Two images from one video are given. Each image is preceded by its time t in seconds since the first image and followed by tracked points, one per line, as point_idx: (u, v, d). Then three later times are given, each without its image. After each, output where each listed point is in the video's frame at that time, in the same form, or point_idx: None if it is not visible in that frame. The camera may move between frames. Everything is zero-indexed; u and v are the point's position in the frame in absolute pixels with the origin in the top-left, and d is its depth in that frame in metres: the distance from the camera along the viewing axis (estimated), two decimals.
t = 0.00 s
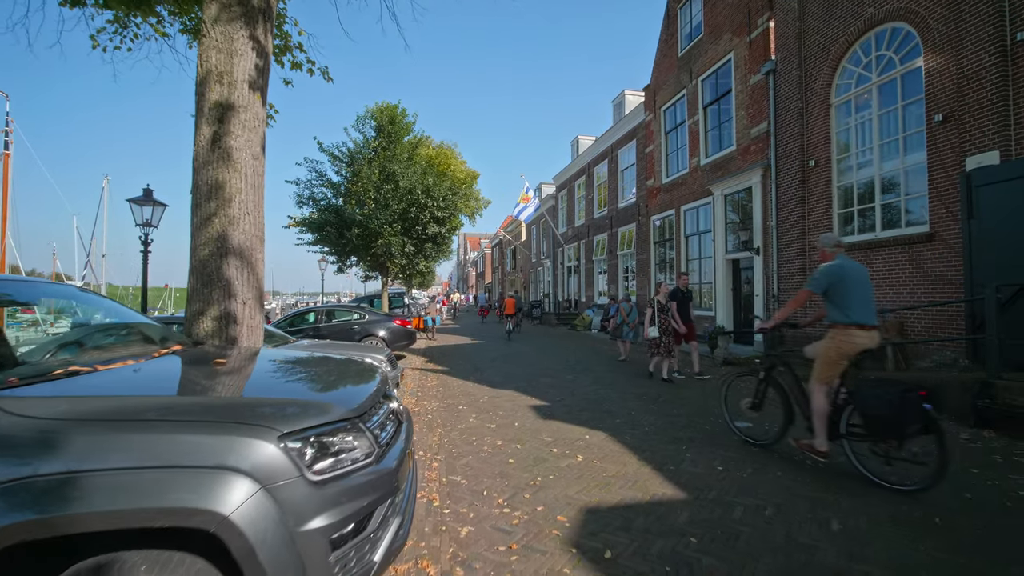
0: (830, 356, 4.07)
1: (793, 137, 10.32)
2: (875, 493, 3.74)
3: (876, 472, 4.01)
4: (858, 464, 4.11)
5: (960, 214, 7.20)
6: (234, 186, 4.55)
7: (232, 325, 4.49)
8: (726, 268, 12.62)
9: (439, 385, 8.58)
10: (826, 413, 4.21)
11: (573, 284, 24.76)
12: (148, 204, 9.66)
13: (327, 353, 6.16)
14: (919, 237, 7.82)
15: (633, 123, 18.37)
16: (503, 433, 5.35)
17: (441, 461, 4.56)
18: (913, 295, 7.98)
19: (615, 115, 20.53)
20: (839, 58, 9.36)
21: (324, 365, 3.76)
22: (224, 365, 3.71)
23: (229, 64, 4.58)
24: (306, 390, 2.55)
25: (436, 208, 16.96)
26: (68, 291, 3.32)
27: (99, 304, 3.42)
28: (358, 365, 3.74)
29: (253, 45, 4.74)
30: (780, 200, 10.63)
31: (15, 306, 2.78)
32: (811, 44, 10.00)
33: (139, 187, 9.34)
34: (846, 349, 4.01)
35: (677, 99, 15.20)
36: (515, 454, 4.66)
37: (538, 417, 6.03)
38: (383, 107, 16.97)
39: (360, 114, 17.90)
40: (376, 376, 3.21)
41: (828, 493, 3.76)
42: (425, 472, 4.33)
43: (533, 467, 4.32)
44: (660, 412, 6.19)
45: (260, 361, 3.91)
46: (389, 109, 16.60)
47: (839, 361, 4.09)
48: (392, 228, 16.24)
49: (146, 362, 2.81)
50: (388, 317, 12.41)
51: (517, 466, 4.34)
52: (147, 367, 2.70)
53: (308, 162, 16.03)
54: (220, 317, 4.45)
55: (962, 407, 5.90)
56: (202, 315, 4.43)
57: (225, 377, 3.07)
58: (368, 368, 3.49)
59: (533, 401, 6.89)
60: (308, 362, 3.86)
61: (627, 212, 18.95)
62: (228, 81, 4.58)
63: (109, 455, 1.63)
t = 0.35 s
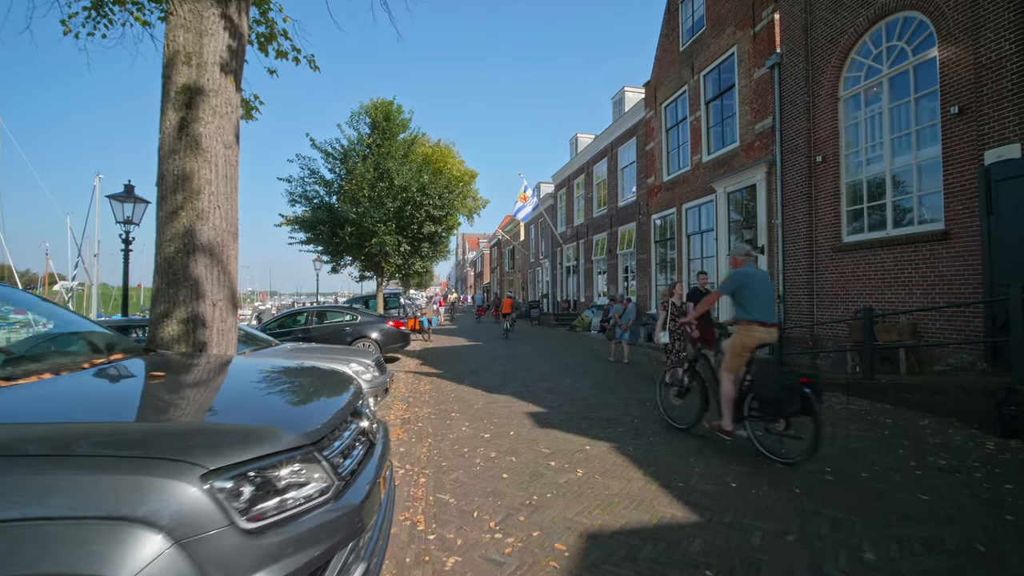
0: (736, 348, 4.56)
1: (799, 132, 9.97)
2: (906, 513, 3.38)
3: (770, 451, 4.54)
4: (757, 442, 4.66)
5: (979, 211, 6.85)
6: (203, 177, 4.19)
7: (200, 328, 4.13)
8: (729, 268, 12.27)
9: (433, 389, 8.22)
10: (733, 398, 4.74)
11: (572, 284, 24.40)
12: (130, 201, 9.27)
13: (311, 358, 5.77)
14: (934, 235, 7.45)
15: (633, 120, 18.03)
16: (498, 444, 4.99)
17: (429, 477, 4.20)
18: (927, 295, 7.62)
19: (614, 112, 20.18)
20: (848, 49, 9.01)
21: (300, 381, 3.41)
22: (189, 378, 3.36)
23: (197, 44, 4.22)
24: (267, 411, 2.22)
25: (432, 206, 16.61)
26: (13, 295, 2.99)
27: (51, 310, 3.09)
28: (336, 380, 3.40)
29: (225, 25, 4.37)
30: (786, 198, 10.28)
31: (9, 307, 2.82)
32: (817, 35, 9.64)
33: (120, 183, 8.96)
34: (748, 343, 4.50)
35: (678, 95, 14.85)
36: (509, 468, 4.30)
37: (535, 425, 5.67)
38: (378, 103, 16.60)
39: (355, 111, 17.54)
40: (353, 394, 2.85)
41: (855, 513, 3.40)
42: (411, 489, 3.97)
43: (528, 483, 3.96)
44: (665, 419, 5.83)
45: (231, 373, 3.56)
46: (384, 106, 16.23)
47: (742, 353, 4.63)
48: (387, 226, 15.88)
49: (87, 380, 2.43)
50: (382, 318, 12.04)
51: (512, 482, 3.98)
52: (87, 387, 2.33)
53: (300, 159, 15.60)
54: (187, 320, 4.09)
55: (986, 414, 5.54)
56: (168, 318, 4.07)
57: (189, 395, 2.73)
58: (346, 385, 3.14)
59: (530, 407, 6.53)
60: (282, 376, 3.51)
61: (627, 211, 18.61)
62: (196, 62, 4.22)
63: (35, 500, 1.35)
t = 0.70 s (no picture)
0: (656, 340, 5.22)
1: (806, 126, 9.60)
2: (948, 544, 3.00)
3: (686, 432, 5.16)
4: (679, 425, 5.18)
5: (1000, 208, 6.49)
6: (162, 167, 3.80)
7: (159, 334, 3.73)
8: (732, 268, 11.88)
9: (423, 395, 7.82)
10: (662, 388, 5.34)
11: (570, 284, 24.01)
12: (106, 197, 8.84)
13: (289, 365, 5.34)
14: (950, 234, 7.09)
15: (632, 117, 17.65)
16: (490, 459, 4.59)
17: (413, 498, 3.80)
18: (943, 297, 7.26)
19: (613, 109, 19.78)
20: (857, 39, 8.65)
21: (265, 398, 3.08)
22: (140, 396, 2.98)
23: (157, 20, 3.83)
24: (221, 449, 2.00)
25: (426, 204, 16.22)
26: None
27: None
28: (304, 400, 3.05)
29: None
30: (791, 195, 9.91)
31: None
32: (825, 26, 9.27)
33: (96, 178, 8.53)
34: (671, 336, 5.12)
35: (678, 90, 14.48)
36: (502, 488, 3.90)
37: (530, 437, 5.27)
38: (371, 98, 16.18)
39: (347, 106, 17.12)
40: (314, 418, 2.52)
41: (888, 543, 3.02)
42: (391, 514, 3.57)
43: (522, 506, 3.56)
44: (670, 430, 5.44)
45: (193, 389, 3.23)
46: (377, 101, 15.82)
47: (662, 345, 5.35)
48: (379, 225, 15.47)
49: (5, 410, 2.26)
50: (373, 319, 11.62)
51: (503, 506, 3.58)
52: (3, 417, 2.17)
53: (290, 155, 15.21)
54: (144, 325, 3.69)
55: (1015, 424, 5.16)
56: (122, 323, 3.68)
57: (139, 434, 2.39)
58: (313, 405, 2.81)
59: (526, 416, 6.14)
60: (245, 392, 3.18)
61: (625, 209, 18.23)
62: (155, 41, 3.83)
63: None
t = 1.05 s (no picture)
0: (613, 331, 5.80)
1: (815, 119, 9.27)
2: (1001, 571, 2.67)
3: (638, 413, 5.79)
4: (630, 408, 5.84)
5: None
6: (127, 151, 3.45)
7: (122, 335, 3.39)
8: (737, 266, 11.56)
9: (418, 399, 7.48)
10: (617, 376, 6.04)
11: (569, 283, 23.66)
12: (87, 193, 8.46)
13: (273, 366, 5.00)
14: (972, 229, 6.79)
15: (633, 113, 17.31)
16: (487, 470, 4.25)
17: (403, 515, 3.45)
18: (964, 295, 6.96)
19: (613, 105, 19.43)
20: (869, 28, 8.32)
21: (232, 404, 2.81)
22: (98, 407, 2.63)
23: None
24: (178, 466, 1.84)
25: (423, 201, 15.88)
26: None
27: None
28: (275, 407, 2.79)
29: None
30: (799, 190, 9.60)
31: None
32: (835, 15, 8.95)
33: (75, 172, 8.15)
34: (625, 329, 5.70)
35: (681, 84, 14.16)
36: (500, 503, 3.56)
37: (531, 444, 4.94)
38: (367, 93, 15.83)
39: (343, 102, 16.77)
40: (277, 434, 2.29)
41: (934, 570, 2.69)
42: (379, 534, 3.22)
43: (523, 525, 3.22)
44: (680, 437, 5.10)
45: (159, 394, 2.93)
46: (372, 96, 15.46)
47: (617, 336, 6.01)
48: (375, 222, 15.12)
49: None
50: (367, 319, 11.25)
51: (501, 524, 3.24)
52: None
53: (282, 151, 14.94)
54: (105, 325, 3.34)
55: None
56: (81, 324, 3.33)
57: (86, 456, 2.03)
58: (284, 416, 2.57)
59: (526, 422, 5.79)
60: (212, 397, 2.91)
61: (626, 207, 17.90)
62: (119, 12, 3.47)
63: None
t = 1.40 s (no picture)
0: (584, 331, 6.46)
1: (828, 112, 8.90)
2: None
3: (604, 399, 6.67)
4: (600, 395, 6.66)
5: None
6: (83, 132, 3.05)
7: (75, 341, 2.98)
8: (744, 265, 11.18)
9: (414, 405, 7.09)
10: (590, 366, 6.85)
11: (569, 283, 23.27)
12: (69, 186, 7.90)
13: (256, 371, 4.61)
14: (1001, 225, 6.44)
15: (635, 109, 16.93)
16: (489, 488, 3.86)
17: (395, 544, 3.06)
18: (991, 296, 6.61)
19: (615, 101, 19.03)
20: (887, 16, 7.94)
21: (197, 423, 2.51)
22: (42, 431, 2.20)
23: None
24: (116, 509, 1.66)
25: (421, 198, 15.49)
26: None
27: None
28: (239, 433, 2.48)
29: None
30: (812, 186, 9.24)
31: None
32: (850, 3, 8.56)
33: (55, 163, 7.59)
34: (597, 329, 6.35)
35: (685, 79, 13.78)
36: (504, 530, 3.18)
37: (536, 458, 4.55)
38: (363, 88, 15.42)
39: (338, 97, 16.33)
40: (217, 485, 1.99)
41: None
42: (366, 568, 2.83)
43: (531, 559, 2.83)
44: (698, 449, 4.71)
45: (117, 412, 2.58)
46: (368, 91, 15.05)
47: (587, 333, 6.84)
48: (370, 220, 14.71)
49: None
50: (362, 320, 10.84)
51: (506, 557, 2.85)
52: None
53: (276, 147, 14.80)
54: (56, 330, 2.94)
55: None
56: (28, 329, 2.92)
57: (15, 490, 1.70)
58: (237, 455, 2.27)
59: (529, 431, 5.40)
60: (177, 414, 2.63)
61: (628, 206, 17.52)
62: None
63: None
